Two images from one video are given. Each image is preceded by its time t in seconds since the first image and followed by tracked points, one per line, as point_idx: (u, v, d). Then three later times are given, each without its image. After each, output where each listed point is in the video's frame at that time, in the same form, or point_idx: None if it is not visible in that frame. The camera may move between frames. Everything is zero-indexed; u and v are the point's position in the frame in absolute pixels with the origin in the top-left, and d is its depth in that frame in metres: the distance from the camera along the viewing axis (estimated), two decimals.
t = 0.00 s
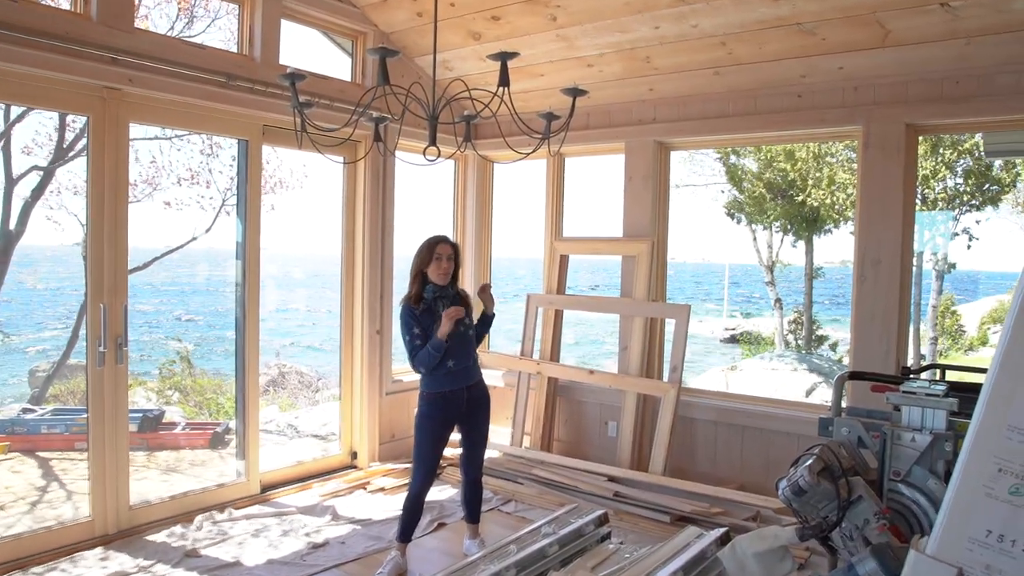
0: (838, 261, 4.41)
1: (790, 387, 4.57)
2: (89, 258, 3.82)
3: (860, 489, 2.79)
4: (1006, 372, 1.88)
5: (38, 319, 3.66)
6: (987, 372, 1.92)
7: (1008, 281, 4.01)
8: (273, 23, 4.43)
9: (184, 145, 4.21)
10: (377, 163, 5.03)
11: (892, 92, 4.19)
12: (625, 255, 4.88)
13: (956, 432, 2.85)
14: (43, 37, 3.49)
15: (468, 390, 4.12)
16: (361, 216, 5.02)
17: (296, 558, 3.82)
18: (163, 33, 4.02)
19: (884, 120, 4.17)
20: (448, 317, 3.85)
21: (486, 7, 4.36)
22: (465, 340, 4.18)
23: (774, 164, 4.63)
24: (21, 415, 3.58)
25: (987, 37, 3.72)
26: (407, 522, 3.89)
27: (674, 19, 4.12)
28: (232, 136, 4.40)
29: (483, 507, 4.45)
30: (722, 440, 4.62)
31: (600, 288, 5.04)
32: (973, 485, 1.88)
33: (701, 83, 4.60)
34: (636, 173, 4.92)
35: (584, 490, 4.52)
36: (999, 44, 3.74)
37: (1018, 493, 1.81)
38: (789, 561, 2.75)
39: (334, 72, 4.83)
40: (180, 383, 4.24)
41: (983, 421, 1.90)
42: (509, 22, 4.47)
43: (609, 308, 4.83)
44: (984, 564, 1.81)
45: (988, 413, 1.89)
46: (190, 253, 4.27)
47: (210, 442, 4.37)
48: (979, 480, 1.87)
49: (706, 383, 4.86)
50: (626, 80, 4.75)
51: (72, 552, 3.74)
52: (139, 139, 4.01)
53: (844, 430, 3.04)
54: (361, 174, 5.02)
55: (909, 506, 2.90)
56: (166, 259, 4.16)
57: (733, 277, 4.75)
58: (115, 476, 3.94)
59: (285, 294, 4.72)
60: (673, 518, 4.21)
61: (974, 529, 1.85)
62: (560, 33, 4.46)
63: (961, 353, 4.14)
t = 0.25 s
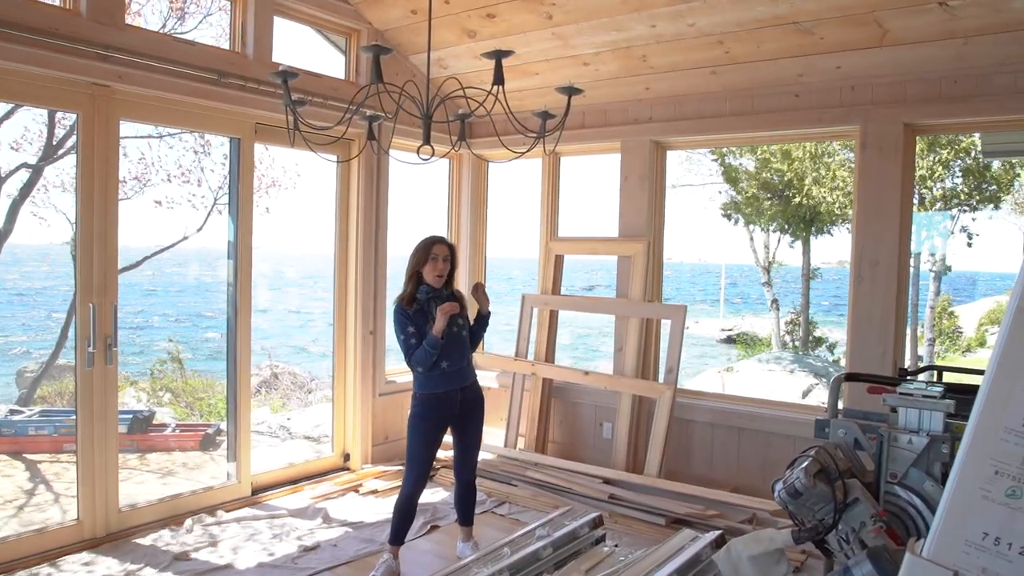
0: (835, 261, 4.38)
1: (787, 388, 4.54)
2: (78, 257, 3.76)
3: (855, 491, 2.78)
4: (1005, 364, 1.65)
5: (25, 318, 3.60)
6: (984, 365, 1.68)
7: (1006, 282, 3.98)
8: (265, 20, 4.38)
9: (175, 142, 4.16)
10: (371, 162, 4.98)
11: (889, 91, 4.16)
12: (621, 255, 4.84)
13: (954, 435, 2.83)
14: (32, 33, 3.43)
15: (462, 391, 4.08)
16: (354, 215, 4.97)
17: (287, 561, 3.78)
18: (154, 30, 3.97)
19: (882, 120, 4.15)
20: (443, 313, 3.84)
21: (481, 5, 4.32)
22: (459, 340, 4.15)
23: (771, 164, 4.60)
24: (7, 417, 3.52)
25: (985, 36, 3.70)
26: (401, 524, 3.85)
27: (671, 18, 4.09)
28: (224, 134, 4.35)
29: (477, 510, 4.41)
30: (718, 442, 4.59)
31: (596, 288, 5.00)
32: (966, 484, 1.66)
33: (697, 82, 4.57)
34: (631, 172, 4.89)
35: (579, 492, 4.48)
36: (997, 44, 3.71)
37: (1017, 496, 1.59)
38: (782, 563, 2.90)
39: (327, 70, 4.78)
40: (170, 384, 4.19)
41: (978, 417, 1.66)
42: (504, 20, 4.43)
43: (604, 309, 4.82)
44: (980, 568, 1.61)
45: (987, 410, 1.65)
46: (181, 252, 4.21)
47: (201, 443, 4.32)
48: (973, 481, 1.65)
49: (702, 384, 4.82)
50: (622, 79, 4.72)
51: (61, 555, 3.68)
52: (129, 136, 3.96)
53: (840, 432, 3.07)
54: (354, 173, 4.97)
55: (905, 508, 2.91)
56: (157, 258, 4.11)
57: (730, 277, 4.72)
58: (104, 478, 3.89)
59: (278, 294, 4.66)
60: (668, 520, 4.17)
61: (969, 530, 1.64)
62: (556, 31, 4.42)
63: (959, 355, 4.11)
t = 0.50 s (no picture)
0: (831, 262, 4.35)
1: (782, 390, 4.51)
2: (67, 257, 3.71)
3: (850, 494, 2.79)
4: (998, 371, 1.68)
5: (12, 319, 3.55)
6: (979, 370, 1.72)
7: (1002, 283, 3.96)
8: (256, 17, 4.33)
9: (165, 141, 4.11)
10: (363, 161, 4.93)
11: (885, 91, 4.14)
12: (615, 256, 4.81)
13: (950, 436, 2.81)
14: (20, 30, 3.38)
15: (455, 393, 4.05)
16: (346, 214, 4.92)
17: (278, 565, 3.73)
18: (143, 27, 3.92)
19: (877, 120, 4.13)
20: (439, 315, 3.80)
21: (474, 3, 4.28)
22: (453, 342, 4.11)
23: (767, 164, 4.57)
24: None
25: (981, 36, 3.68)
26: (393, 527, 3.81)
27: (665, 17, 4.06)
28: (214, 133, 4.30)
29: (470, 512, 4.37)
30: (713, 444, 4.56)
31: (590, 289, 4.97)
32: (961, 489, 1.67)
33: (692, 81, 4.54)
34: (626, 172, 4.85)
35: (572, 494, 4.45)
36: (993, 43, 3.70)
37: (1012, 498, 1.61)
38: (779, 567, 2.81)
39: (319, 68, 4.73)
40: (160, 385, 4.14)
41: (975, 418, 1.68)
42: (498, 19, 4.39)
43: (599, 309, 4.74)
44: (975, 570, 1.61)
45: (979, 414, 1.67)
46: (171, 252, 4.16)
47: (191, 446, 4.27)
48: (968, 484, 1.66)
49: (696, 385, 4.79)
50: (616, 78, 4.68)
51: (48, 559, 3.63)
52: (118, 134, 3.91)
53: (835, 434, 3.02)
54: (346, 172, 4.92)
55: (901, 511, 2.89)
56: (147, 259, 4.06)
57: (725, 278, 4.69)
58: (93, 481, 3.84)
59: (269, 294, 4.62)
60: (662, 522, 4.14)
61: (965, 533, 1.64)
62: (550, 30, 4.38)
63: (955, 356, 4.09)
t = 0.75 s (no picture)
0: (828, 262, 4.33)
1: (778, 391, 4.48)
2: (55, 257, 3.66)
3: (847, 495, 2.73)
4: (991, 371, 1.59)
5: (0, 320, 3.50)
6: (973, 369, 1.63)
7: (999, 284, 3.94)
8: (247, 14, 4.29)
9: (156, 140, 4.06)
10: (356, 161, 4.89)
11: (882, 91, 4.12)
12: (610, 256, 4.78)
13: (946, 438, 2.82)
14: (7, 26, 3.33)
15: (448, 394, 4.02)
16: (339, 214, 4.87)
17: (269, 568, 3.69)
18: (133, 25, 3.87)
19: (873, 120, 4.11)
20: (435, 317, 3.76)
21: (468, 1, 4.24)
22: (447, 343, 4.08)
23: (764, 164, 4.54)
24: None
25: (977, 36, 3.66)
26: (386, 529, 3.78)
27: (661, 16, 4.03)
28: (206, 131, 4.26)
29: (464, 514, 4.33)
30: (709, 445, 4.53)
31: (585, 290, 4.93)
32: (953, 489, 1.60)
33: (688, 81, 4.51)
34: (621, 172, 4.82)
35: (567, 496, 4.42)
36: (989, 43, 3.68)
37: (1009, 500, 1.53)
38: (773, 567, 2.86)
39: (311, 66, 4.68)
40: (150, 387, 4.09)
41: (967, 419, 1.61)
42: (492, 17, 4.36)
43: (594, 310, 4.72)
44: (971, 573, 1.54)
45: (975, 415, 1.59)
46: (162, 252, 4.12)
47: (182, 448, 4.23)
48: (960, 487, 1.59)
49: (692, 386, 4.77)
50: (612, 77, 4.65)
51: (36, 563, 3.58)
52: (109, 133, 3.87)
53: (831, 435, 2.99)
54: (339, 172, 4.87)
55: (897, 513, 2.88)
56: (137, 259, 4.01)
57: (721, 278, 4.67)
58: (82, 484, 3.79)
59: (261, 294, 4.57)
60: (657, 525, 4.11)
61: (958, 535, 1.57)
62: (544, 28, 4.35)
63: (952, 357, 4.07)
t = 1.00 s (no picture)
0: (825, 262, 4.28)
1: (774, 393, 4.43)
2: (38, 257, 3.58)
3: (843, 498, 2.63)
4: (985, 377, 1.43)
5: None
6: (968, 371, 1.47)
7: (997, 285, 3.90)
8: (234, 10, 4.21)
9: (143, 139, 3.98)
10: (346, 159, 4.80)
11: (879, 89, 4.06)
12: (604, 256, 4.71)
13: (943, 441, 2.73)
14: None
15: (440, 397, 3.94)
16: (328, 213, 4.79)
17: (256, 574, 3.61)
18: (118, 20, 3.79)
19: (870, 118, 4.06)
20: (427, 318, 3.69)
21: None
22: (439, 345, 4.01)
23: (760, 163, 4.48)
24: None
25: (974, 33, 3.61)
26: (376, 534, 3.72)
27: (655, 12, 3.97)
28: (193, 129, 4.18)
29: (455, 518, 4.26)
30: (703, 448, 4.47)
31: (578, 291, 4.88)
32: (948, 488, 1.44)
33: (682, 79, 4.45)
34: (615, 171, 4.75)
35: (560, 500, 4.35)
36: (985, 41, 3.64)
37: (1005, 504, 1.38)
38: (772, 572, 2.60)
39: (300, 63, 4.60)
40: (136, 390, 4.01)
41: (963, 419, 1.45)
42: (484, 13, 4.29)
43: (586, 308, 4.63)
44: None
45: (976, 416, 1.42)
46: (148, 252, 4.03)
47: (168, 452, 4.14)
48: (956, 487, 1.43)
49: (687, 388, 4.71)
50: (605, 75, 4.59)
51: (17, 570, 3.50)
52: (95, 131, 3.79)
53: (827, 438, 2.94)
54: (329, 170, 4.78)
55: (892, 516, 2.82)
56: (123, 259, 3.93)
57: (716, 278, 4.61)
58: (64, 489, 3.71)
59: (250, 295, 4.49)
60: (652, 529, 4.05)
61: (952, 538, 1.42)
62: (537, 25, 4.28)
63: (950, 359, 4.02)
